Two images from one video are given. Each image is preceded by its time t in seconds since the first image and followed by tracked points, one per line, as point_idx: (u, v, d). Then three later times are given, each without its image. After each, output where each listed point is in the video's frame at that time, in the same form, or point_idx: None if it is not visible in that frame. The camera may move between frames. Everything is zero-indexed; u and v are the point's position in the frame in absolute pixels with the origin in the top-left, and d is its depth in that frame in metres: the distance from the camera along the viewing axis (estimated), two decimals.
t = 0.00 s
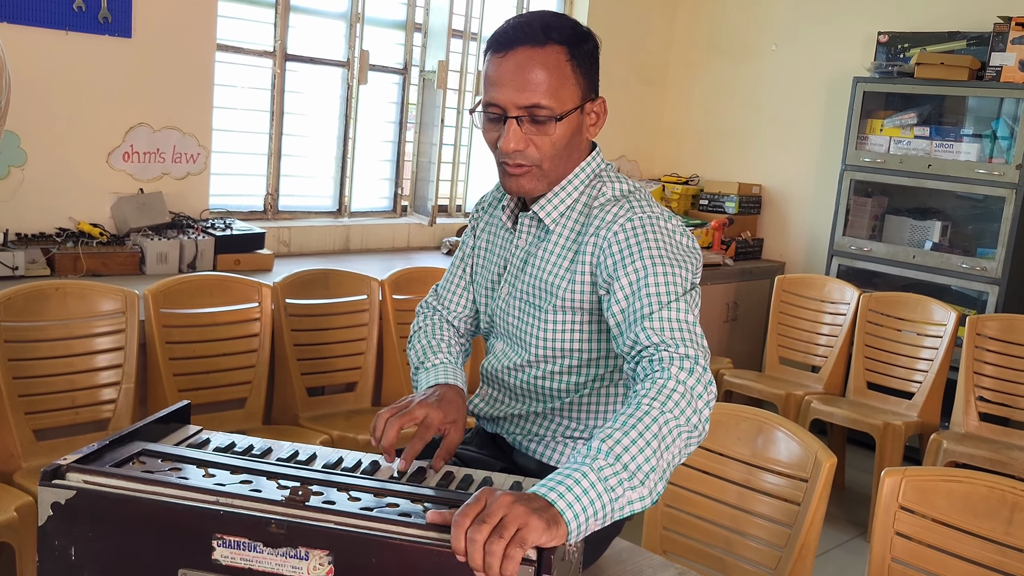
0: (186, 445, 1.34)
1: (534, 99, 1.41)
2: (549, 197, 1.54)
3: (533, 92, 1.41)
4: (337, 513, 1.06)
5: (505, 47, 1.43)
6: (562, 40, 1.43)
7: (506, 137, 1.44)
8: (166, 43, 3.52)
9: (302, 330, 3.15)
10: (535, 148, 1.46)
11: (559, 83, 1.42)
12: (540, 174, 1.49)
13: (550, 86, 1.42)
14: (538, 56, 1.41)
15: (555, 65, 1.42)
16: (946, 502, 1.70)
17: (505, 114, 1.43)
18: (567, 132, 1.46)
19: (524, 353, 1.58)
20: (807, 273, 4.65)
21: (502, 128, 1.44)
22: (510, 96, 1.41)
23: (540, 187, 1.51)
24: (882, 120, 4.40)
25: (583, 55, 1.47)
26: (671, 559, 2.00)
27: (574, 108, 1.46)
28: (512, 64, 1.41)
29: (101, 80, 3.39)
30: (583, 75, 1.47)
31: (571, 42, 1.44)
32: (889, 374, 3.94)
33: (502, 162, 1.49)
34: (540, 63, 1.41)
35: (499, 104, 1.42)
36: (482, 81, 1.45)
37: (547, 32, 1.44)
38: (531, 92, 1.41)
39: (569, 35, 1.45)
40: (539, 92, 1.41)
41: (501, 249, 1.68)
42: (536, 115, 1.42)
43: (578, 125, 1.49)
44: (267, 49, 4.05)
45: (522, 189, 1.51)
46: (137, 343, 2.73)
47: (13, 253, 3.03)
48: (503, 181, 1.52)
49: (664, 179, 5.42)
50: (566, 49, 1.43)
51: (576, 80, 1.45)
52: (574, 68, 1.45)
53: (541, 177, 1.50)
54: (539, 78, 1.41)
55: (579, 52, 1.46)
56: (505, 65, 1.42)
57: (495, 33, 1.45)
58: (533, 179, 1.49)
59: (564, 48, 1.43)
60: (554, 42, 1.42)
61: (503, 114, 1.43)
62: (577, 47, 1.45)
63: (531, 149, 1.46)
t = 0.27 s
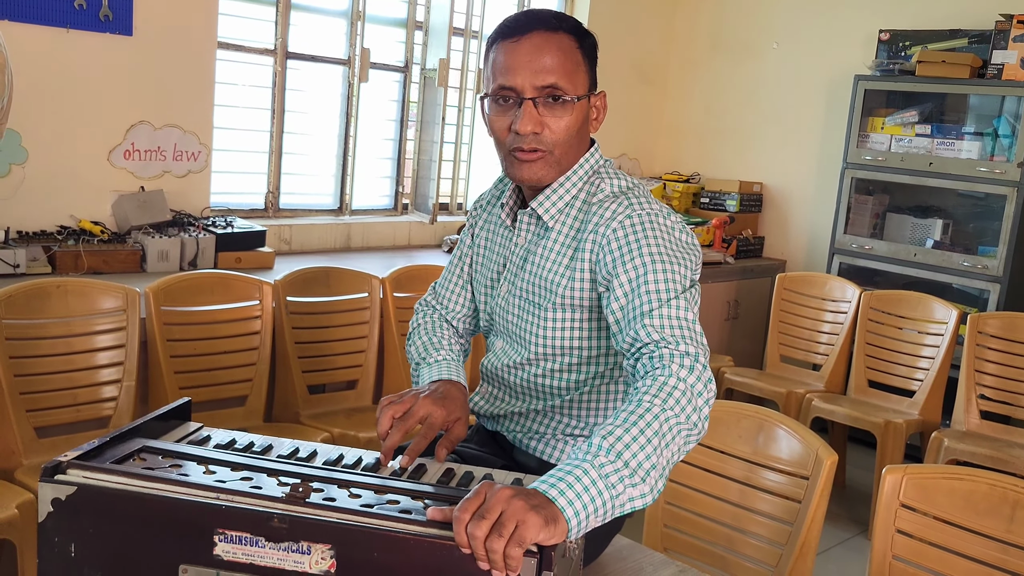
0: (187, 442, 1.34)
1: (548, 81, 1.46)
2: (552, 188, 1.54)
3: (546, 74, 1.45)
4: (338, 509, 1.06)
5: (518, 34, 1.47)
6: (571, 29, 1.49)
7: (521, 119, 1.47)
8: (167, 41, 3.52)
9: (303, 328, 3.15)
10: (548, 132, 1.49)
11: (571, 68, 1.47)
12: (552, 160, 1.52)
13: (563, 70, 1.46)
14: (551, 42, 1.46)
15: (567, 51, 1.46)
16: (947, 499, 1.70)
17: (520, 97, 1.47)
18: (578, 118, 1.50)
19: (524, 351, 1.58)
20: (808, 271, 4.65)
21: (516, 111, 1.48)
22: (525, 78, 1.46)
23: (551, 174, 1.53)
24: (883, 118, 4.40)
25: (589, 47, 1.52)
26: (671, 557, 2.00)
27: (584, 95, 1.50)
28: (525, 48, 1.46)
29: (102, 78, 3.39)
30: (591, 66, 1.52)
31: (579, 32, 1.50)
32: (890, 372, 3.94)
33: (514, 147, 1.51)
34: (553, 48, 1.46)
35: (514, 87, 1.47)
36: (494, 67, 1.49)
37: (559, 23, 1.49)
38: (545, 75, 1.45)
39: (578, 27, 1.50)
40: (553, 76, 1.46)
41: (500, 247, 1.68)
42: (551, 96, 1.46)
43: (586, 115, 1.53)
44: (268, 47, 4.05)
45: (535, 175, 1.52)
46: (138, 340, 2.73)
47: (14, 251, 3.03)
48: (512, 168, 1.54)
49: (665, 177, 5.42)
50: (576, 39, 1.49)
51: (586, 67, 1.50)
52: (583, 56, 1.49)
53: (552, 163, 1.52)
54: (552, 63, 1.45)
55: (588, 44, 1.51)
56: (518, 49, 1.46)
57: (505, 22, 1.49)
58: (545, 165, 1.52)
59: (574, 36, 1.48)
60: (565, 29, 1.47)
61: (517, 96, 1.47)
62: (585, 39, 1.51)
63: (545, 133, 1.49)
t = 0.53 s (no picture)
0: (191, 442, 1.34)
1: (547, 79, 1.46)
2: (553, 187, 1.54)
3: (545, 71, 1.45)
4: (342, 508, 1.06)
5: (516, 32, 1.47)
6: (569, 27, 1.49)
7: (520, 116, 1.47)
8: (171, 41, 3.53)
9: (306, 327, 3.15)
10: (547, 129, 1.49)
11: (570, 66, 1.47)
12: (552, 157, 1.52)
13: (562, 68, 1.46)
14: (549, 40, 1.46)
15: (565, 49, 1.47)
16: (951, 499, 1.70)
17: (519, 95, 1.47)
18: (578, 115, 1.50)
19: (527, 350, 1.58)
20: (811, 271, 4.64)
21: (515, 109, 1.48)
22: (523, 76, 1.46)
23: (551, 172, 1.53)
24: (886, 117, 4.39)
25: (587, 47, 1.53)
26: (674, 556, 2.00)
27: (583, 93, 1.50)
28: (523, 47, 1.46)
29: (105, 77, 3.39)
30: (589, 65, 1.53)
31: (576, 31, 1.51)
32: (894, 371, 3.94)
33: (513, 146, 1.51)
34: (552, 46, 1.46)
35: (512, 85, 1.47)
36: (492, 66, 1.49)
37: (556, 21, 1.49)
38: (543, 72, 1.45)
39: (575, 26, 1.51)
40: (551, 73, 1.46)
41: (502, 247, 1.68)
42: (550, 93, 1.47)
43: (585, 113, 1.53)
44: (272, 46, 4.05)
45: (535, 174, 1.52)
46: (141, 340, 2.74)
47: (18, 251, 3.03)
48: (511, 167, 1.53)
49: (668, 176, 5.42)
50: (574, 37, 1.49)
51: (584, 65, 1.50)
52: (581, 54, 1.50)
53: (552, 160, 1.52)
54: (550, 60, 1.45)
55: (585, 42, 1.52)
56: (516, 47, 1.47)
57: (503, 22, 1.49)
58: (545, 163, 1.52)
59: (572, 35, 1.49)
60: (563, 27, 1.48)
61: (515, 94, 1.47)
62: (582, 38, 1.51)
63: (544, 130, 1.49)
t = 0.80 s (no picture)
0: (194, 438, 1.34)
1: (540, 78, 1.45)
2: (553, 185, 1.54)
3: (538, 70, 1.45)
4: (344, 504, 1.06)
5: (510, 30, 1.47)
6: (564, 24, 1.48)
7: (514, 116, 1.47)
8: (174, 37, 3.53)
9: (309, 324, 3.16)
10: (542, 127, 1.48)
11: (564, 63, 1.46)
12: (548, 155, 1.52)
13: (555, 66, 1.46)
14: (542, 38, 1.46)
15: (559, 47, 1.46)
16: (954, 496, 1.70)
17: (512, 94, 1.47)
18: (572, 112, 1.49)
19: (529, 347, 1.58)
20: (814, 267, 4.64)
21: (509, 108, 1.48)
22: (516, 75, 1.45)
23: (547, 170, 1.53)
24: (890, 114, 4.38)
25: (583, 43, 1.51)
26: (677, 553, 2.00)
27: (578, 90, 1.49)
28: (517, 45, 1.45)
29: (108, 73, 3.39)
30: (585, 60, 1.51)
31: (571, 28, 1.50)
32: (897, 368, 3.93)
33: (508, 144, 1.51)
34: (545, 44, 1.45)
35: (506, 83, 1.46)
36: (487, 64, 1.49)
37: (551, 18, 1.48)
38: (536, 71, 1.45)
39: (571, 23, 1.50)
40: (544, 72, 1.45)
41: (503, 244, 1.68)
42: (543, 92, 1.46)
43: (581, 109, 1.52)
44: (274, 43, 4.05)
45: (531, 172, 1.52)
46: (144, 336, 2.74)
47: (21, 247, 3.05)
48: (508, 165, 1.53)
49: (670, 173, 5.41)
50: (569, 34, 1.48)
51: (579, 63, 1.49)
52: (576, 52, 1.49)
53: (548, 158, 1.52)
54: (544, 58, 1.45)
55: (581, 38, 1.51)
56: (509, 46, 1.46)
57: (497, 21, 1.49)
58: (541, 161, 1.52)
59: (567, 32, 1.48)
60: (557, 26, 1.47)
61: (509, 94, 1.47)
62: (578, 34, 1.50)
63: (538, 129, 1.48)
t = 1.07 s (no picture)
0: (196, 435, 1.34)
1: (514, 102, 1.40)
2: (553, 186, 1.54)
3: (512, 92, 1.39)
4: (347, 501, 1.06)
5: (485, 49, 1.41)
6: (542, 37, 1.41)
7: (490, 140, 1.43)
8: (175, 34, 3.52)
9: (310, 321, 3.15)
10: (520, 148, 1.44)
11: (540, 82, 1.41)
12: (531, 172, 1.48)
13: (531, 86, 1.40)
14: (517, 56, 1.39)
15: (535, 64, 1.40)
16: (956, 492, 1.70)
17: (487, 116, 1.42)
18: (552, 128, 1.44)
19: (530, 344, 1.58)
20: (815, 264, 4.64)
21: (485, 130, 1.43)
22: (488, 98, 1.40)
23: (530, 183, 1.50)
24: (891, 110, 4.38)
25: (566, 52, 1.44)
26: (679, 550, 2.00)
27: (557, 105, 1.43)
28: (491, 66, 1.40)
29: (108, 70, 3.39)
30: (567, 70, 1.44)
31: (551, 39, 1.42)
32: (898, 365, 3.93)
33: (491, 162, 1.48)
34: (520, 63, 1.39)
35: (480, 106, 1.41)
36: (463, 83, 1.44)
37: (528, 31, 1.42)
38: (510, 93, 1.39)
39: (551, 32, 1.42)
40: (519, 93, 1.40)
41: (505, 241, 1.68)
42: (516, 117, 1.41)
43: (565, 121, 1.47)
44: (275, 40, 4.05)
45: (516, 186, 1.50)
46: (146, 333, 2.74)
47: (22, 244, 3.04)
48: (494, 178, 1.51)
49: (672, 170, 5.41)
50: (546, 47, 1.41)
51: (559, 76, 1.43)
52: (555, 66, 1.42)
53: (531, 174, 1.48)
54: (520, 78, 1.39)
55: (563, 47, 1.44)
56: (484, 66, 1.41)
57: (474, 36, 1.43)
58: (524, 177, 1.48)
59: (545, 45, 1.41)
60: (533, 41, 1.40)
61: (484, 116, 1.42)
62: (560, 43, 1.43)
63: (517, 149, 1.44)
